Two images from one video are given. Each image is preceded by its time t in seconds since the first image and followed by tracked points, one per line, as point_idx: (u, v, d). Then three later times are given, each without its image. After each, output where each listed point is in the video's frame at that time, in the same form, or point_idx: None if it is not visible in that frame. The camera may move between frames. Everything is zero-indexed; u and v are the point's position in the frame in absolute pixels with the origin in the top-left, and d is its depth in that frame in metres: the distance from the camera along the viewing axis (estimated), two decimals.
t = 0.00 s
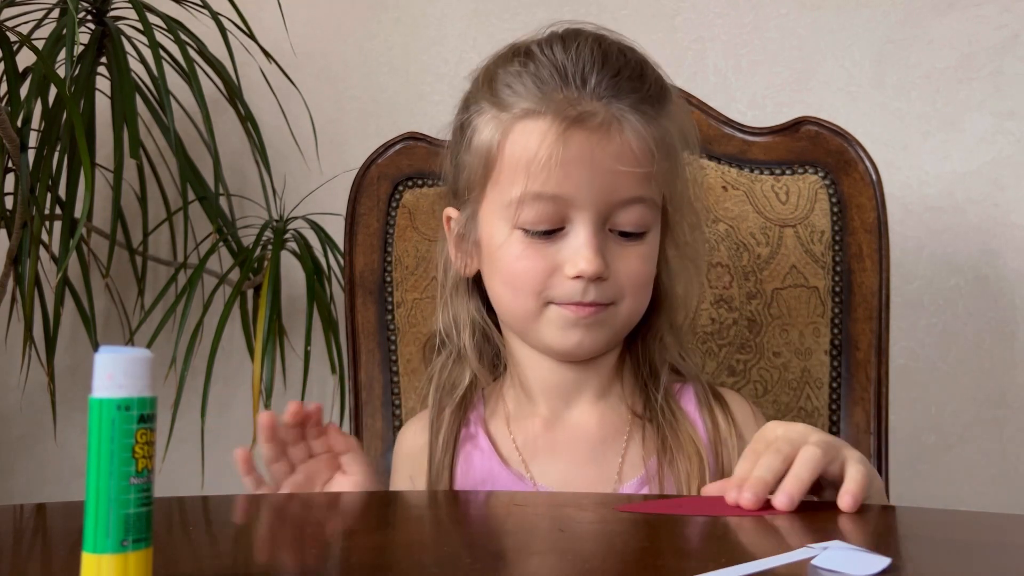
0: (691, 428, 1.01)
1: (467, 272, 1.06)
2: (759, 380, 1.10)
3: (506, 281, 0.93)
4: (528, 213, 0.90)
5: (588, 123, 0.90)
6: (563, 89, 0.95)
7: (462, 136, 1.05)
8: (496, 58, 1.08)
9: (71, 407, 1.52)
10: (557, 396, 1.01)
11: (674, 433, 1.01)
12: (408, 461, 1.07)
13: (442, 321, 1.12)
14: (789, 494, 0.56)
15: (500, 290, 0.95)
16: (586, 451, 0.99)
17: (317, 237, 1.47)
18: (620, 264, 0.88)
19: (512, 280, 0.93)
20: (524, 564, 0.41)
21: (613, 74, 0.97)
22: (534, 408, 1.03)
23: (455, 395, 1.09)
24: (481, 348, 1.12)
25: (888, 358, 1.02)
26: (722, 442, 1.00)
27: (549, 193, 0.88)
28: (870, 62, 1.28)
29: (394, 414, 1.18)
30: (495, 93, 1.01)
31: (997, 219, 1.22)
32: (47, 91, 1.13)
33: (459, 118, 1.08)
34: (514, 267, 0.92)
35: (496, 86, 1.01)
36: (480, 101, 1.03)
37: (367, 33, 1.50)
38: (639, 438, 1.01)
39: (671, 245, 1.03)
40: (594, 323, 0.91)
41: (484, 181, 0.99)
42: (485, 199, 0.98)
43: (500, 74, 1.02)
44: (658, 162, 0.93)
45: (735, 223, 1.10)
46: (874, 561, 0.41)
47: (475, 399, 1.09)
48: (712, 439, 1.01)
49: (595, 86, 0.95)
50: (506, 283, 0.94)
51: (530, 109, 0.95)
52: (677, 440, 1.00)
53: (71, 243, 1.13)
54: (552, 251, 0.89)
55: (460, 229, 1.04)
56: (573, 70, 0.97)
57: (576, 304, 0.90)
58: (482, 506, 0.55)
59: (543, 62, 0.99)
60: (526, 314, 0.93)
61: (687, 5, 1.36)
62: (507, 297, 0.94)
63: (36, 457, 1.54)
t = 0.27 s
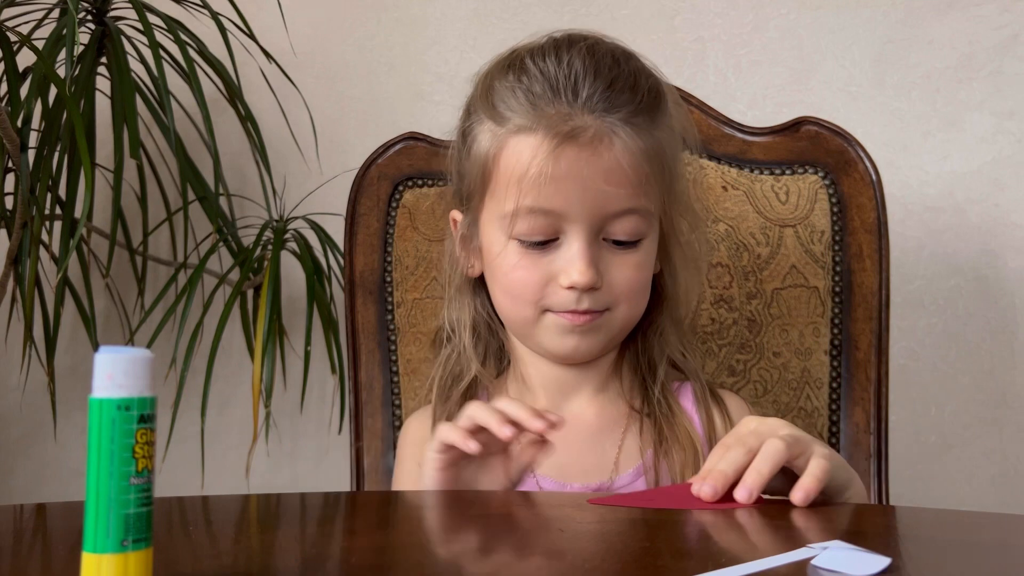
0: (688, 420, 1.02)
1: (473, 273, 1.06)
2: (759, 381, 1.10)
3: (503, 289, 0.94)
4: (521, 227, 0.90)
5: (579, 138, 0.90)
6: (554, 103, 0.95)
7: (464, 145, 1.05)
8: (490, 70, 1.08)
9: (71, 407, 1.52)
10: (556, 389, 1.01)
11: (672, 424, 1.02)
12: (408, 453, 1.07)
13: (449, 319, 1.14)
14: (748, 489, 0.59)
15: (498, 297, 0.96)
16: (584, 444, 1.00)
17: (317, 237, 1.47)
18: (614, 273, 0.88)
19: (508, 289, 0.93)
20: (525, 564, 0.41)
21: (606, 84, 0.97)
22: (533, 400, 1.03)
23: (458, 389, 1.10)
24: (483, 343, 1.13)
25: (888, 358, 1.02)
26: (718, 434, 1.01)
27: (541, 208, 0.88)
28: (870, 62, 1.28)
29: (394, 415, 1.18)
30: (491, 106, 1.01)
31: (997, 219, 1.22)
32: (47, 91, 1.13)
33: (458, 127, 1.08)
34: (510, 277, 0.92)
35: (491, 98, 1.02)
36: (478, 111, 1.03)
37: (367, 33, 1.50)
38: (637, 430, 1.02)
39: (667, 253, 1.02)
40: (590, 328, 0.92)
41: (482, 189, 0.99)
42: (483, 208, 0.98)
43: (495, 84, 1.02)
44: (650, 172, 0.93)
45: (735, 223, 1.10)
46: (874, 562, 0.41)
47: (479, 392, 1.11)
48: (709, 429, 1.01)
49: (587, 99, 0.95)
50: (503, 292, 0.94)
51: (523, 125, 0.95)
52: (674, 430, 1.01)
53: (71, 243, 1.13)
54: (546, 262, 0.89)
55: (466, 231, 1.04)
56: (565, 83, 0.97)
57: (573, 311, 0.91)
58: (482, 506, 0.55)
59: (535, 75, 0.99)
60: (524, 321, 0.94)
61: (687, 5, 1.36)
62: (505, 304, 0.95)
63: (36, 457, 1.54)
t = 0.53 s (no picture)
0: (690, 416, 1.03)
1: (481, 274, 1.07)
2: (758, 380, 1.09)
3: (507, 288, 0.94)
4: (523, 222, 0.90)
5: (577, 138, 0.90)
6: (554, 104, 0.96)
7: (470, 148, 1.05)
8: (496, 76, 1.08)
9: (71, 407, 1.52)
10: (561, 386, 1.01)
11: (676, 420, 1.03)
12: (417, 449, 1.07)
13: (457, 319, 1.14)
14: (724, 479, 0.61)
15: (502, 295, 0.96)
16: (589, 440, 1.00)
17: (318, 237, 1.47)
18: (614, 270, 0.88)
19: (510, 286, 0.93)
20: (525, 565, 0.41)
21: (605, 85, 0.97)
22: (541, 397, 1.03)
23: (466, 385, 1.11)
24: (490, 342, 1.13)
25: (888, 358, 1.02)
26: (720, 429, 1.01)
27: (541, 205, 0.88)
28: (870, 62, 1.28)
29: (395, 415, 1.18)
30: (495, 109, 1.01)
31: (997, 219, 1.22)
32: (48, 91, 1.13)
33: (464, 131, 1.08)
34: (513, 274, 0.92)
35: (495, 101, 1.02)
36: (482, 115, 1.04)
37: (367, 32, 1.50)
38: (643, 426, 1.02)
39: (669, 252, 1.02)
40: (591, 325, 0.92)
41: (486, 189, 1.00)
42: (488, 206, 0.99)
43: (498, 87, 1.03)
44: (648, 170, 0.92)
45: (735, 223, 1.10)
46: (874, 562, 0.41)
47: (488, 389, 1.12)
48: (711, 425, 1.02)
49: (587, 100, 0.95)
50: (506, 288, 0.94)
51: (524, 126, 0.96)
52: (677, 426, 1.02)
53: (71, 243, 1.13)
54: (547, 259, 0.89)
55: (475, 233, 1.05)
56: (564, 85, 0.97)
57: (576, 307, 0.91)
58: (483, 506, 0.55)
59: (536, 78, 0.99)
60: (527, 319, 0.94)
61: (687, 5, 1.36)
62: (509, 302, 0.95)
63: (36, 456, 1.54)
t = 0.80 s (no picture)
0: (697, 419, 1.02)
1: (487, 275, 1.06)
2: (758, 381, 1.09)
3: (513, 281, 0.94)
4: (534, 211, 0.91)
5: (584, 131, 0.91)
6: (561, 101, 0.96)
7: (477, 149, 1.05)
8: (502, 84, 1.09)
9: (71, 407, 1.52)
10: (564, 385, 1.01)
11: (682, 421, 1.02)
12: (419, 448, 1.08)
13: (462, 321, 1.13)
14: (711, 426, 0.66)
15: (508, 289, 0.96)
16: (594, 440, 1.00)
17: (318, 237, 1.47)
18: (621, 262, 0.89)
19: (517, 278, 0.93)
20: (525, 564, 0.41)
21: (611, 83, 0.97)
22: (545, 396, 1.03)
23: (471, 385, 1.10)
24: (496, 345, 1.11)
25: (887, 358, 1.03)
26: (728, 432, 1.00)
27: (555, 196, 0.89)
28: (870, 62, 1.28)
29: (394, 415, 1.17)
30: (502, 108, 1.01)
31: (997, 219, 1.22)
32: (48, 91, 1.13)
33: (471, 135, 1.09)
34: (520, 268, 0.92)
35: (502, 100, 1.02)
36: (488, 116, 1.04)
37: (367, 33, 1.50)
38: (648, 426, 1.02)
39: (674, 246, 1.02)
40: (598, 318, 0.90)
41: (493, 186, 0.99)
42: (495, 202, 0.99)
43: (504, 88, 1.03)
44: (653, 166, 0.93)
45: (735, 224, 1.10)
46: (874, 562, 0.41)
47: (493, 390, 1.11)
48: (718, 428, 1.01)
49: (594, 96, 0.95)
50: (512, 282, 0.94)
51: (532, 121, 0.96)
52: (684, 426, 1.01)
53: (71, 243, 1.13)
54: (555, 252, 0.89)
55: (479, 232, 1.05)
56: (571, 83, 0.98)
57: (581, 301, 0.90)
58: (483, 506, 0.55)
59: (543, 77, 1.00)
60: (532, 314, 0.93)
61: (687, 5, 1.36)
62: (514, 297, 0.95)
63: (36, 456, 1.54)
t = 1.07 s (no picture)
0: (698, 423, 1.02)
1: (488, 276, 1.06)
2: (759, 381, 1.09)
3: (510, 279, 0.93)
4: (528, 209, 0.90)
5: (577, 128, 0.91)
6: (555, 100, 0.96)
7: (475, 150, 1.05)
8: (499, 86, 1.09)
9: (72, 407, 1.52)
10: (565, 385, 1.01)
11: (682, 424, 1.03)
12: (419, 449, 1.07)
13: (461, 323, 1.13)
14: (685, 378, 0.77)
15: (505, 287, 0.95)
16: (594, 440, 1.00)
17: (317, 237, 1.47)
18: (615, 258, 0.89)
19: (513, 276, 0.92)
20: (526, 564, 0.41)
21: (605, 82, 0.98)
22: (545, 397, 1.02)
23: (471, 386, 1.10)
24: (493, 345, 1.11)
25: (887, 358, 1.03)
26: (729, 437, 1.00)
27: (547, 193, 0.88)
28: (870, 62, 1.28)
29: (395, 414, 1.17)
30: (498, 108, 1.01)
31: (997, 219, 1.22)
32: (48, 91, 1.13)
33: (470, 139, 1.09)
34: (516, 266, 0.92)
35: (497, 102, 1.02)
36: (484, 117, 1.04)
37: (367, 33, 1.50)
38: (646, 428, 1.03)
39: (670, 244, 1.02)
40: (594, 313, 0.90)
41: (489, 186, 0.99)
42: (491, 201, 0.98)
43: (500, 89, 1.04)
44: (648, 165, 0.93)
45: (735, 224, 1.10)
46: (874, 562, 0.41)
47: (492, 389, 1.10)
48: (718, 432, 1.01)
49: (587, 95, 0.95)
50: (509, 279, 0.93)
51: (526, 121, 0.96)
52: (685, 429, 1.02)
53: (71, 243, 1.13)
54: (550, 249, 0.89)
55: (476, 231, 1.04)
56: (564, 83, 0.98)
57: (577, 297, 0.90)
58: (483, 506, 0.55)
59: (538, 78, 1.00)
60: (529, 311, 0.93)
61: (687, 5, 1.36)
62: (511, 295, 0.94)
63: (36, 456, 1.54)
